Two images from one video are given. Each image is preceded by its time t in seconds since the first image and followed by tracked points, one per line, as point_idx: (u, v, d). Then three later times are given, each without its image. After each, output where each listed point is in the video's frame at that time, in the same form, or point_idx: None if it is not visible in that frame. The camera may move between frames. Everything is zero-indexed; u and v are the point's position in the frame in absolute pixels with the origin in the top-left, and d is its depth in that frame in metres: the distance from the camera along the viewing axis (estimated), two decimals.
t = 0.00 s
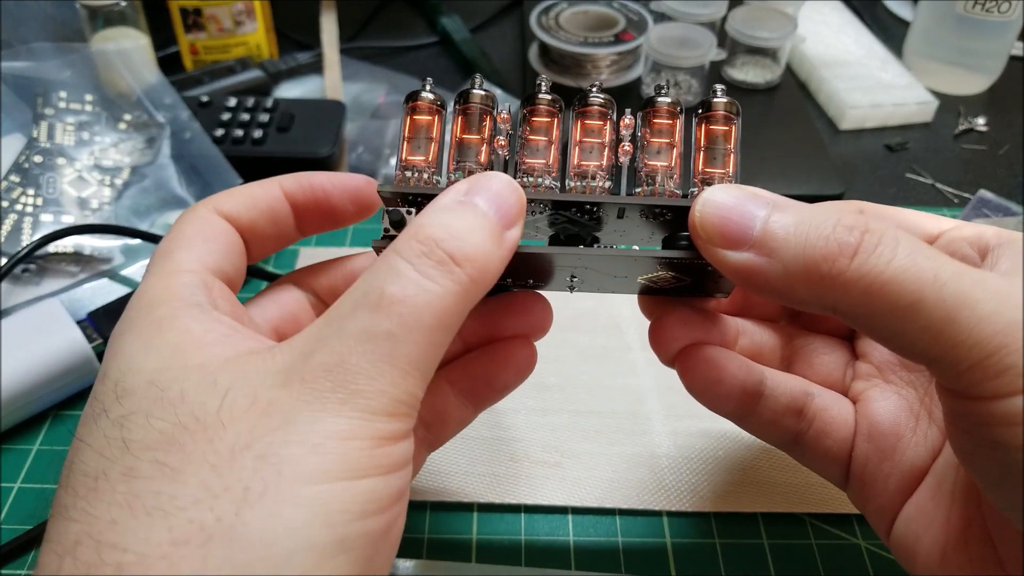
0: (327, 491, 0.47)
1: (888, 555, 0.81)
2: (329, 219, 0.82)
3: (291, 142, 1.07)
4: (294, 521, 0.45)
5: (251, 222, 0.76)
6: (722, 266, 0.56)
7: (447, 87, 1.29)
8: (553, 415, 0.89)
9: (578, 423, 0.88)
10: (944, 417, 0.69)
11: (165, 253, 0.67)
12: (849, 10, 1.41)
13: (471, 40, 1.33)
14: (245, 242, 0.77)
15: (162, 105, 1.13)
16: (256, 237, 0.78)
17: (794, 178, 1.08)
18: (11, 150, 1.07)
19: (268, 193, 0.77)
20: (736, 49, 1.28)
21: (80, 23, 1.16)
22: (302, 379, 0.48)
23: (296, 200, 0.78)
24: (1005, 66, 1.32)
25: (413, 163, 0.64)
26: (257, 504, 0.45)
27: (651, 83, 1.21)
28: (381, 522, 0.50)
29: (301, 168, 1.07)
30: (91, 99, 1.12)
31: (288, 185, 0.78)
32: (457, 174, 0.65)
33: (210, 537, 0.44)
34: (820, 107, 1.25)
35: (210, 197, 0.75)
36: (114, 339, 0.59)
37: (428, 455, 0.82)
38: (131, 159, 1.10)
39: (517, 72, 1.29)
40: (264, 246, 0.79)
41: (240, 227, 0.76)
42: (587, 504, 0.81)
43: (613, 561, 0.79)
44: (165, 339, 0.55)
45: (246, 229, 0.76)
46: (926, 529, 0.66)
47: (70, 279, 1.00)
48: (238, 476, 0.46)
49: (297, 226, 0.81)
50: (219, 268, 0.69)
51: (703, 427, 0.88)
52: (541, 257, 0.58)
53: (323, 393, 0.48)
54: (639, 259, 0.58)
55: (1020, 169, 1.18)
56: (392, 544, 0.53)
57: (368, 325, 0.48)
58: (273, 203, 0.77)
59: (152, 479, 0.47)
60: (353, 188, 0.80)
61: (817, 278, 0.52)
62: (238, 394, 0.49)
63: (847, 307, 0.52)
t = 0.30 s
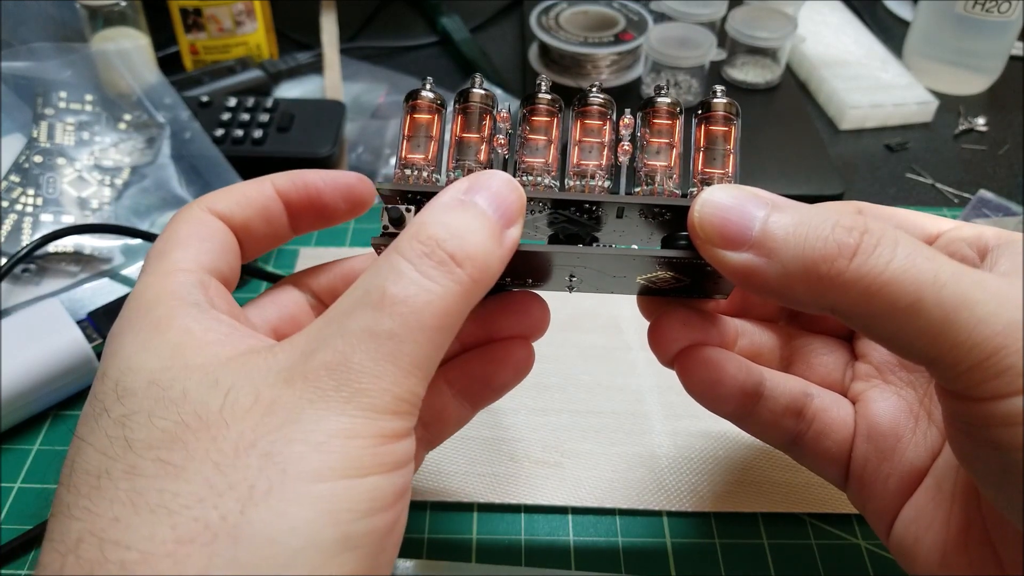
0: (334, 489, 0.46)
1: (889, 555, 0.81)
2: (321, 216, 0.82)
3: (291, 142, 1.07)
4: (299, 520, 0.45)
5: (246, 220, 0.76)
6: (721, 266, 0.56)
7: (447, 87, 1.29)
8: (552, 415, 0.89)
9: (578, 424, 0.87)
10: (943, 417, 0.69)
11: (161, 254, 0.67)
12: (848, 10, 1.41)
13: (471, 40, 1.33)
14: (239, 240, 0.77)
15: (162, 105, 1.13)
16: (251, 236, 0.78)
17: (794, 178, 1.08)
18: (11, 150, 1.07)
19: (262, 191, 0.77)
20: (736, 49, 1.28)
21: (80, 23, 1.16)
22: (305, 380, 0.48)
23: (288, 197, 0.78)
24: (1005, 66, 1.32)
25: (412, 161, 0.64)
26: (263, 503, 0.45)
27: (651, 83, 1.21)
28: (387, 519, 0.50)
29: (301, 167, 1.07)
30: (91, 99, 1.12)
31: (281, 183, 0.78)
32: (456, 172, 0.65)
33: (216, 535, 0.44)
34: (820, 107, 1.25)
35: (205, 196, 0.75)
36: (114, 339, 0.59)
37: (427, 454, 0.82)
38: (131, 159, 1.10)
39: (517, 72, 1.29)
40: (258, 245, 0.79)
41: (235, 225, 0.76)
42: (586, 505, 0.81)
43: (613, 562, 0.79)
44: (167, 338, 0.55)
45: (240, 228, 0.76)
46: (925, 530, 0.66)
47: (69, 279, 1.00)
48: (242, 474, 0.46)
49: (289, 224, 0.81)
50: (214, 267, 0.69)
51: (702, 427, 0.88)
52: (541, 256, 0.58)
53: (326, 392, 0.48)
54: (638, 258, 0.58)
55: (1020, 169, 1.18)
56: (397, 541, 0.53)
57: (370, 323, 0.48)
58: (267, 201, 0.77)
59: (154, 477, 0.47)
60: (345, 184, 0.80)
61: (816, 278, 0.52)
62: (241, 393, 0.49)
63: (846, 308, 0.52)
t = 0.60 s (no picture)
0: (319, 495, 0.47)
1: (889, 555, 0.81)
2: (322, 219, 0.82)
3: (293, 140, 1.07)
4: (284, 524, 0.45)
5: (248, 222, 0.76)
6: (723, 263, 0.56)
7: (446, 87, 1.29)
8: (553, 414, 0.89)
9: (578, 423, 0.87)
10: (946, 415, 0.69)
11: (163, 257, 0.67)
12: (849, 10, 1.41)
13: (471, 40, 1.33)
14: (240, 242, 0.77)
15: (162, 105, 1.13)
16: (252, 238, 0.77)
17: (794, 178, 1.08)
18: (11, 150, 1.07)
19: (263, 193, 0.77)
20: (736, 49, 1.28)
21: (80, 23, 1.16)
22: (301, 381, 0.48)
23: (290, 199, 0.78)
24: (1005, 66, 1.32)
25: (417, 154, 0.64)
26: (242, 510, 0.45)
27: (651, 83, 1.21)
28: (374, 522, 0.50)
29: (302, 168, 1.07)
30: (91, 99, 1.12)
31: (282, 183, 0.78)
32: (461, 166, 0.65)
33: (195, 546, 0.44)
34: (820, 107, 1.25)
35: (205, 199, 0.75)
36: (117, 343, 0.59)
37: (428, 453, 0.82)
38: (131, 159, 1.10)
39: (517, 71, 1.29)
40: (259, 247, 0.79)
41: (237, 228, 0.75)
42: (587, 504, 0.81)
43: (614, 561, 0.79)
44: (162, 342, 0.56)
45: (241, 230, 0.76)
46: (927, 529, 0.66)
47: (68, 280, 1.00)
48: (223, 482, 0.46)
49: (292, 224, 0.81)
50: (217, 270, 0.69)
51: (703, 427, 0.88)
52: (544, 251, 0.59)
53: (312, 394, 0.48)
54: (641, 253, 0.58)
55: (1020, 169, 1.18)
56: (386, 544, 0.53)
57: (344, 314, 0.48)
58: (268, 203, 0.77)
59: (139, 488, 0.47)
60: (346, 184, 0.80)
61: (817, 275, 0.52)
62: (237, 396, 0.49)
63: (847, 305, 0.52)
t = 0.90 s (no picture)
0: (338, 494, 0.47)
1: (889, 555, 0.81)
2: (319, 218, 0.82)
3: (293, 141, 1.07)
4: (302, 524, 0.45)
5: (245, 221, 0.76)
6: (722, 265, 0.56)
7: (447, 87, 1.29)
8: (553, 414, 0.88)
9: (578, 424, 0.87)
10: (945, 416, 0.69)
11: (162, 252, 0.67)
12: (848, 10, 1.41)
13: (471, 40, 1.33)
14: (237, 240, 0.76)
15: (162, 105, 1.13)
16: (248, 236, 0.77)
17: (794, 178, 1.08)
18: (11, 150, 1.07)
19: (260, 190, 0.77)
20: (736, 49, 1.28)
21: (80, 23, 1.16)
22: (309, 383, 0.48)
23: (287, 198, 0.78)
24: (1005, 66, 1.32)
25: (414, 161, 0.64)
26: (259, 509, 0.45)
27: (651, 83, 1.21)
28: (388, 523, 0.50)
29: (302, 168, 1.07)
30: (91, 99, 1.12)
31: (278, 181, 0.78)
32: (457, 172, 0.65)
33: (218, 539, 0.44)
34: (820, 107, 1.25)
35: (202, 196, 0.75)
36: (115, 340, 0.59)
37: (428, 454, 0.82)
38: (131, 159, 1.10)
39: (517, 72, 1.29)
40: (256, 246, 0.79)
41: (234, 227, 0.75)
42: (587, 504, 0.81)
43: (613, 562, 0.79)
44: (167, 340, 0.55)
45: (238, 228, 0.76)
46: (927, 529, 0.66)
47: (67, 280, 1.00)
48: (245, 477, 0.46)
49: (288, 224, 0.81)
50: (214, 268, 0.68)
51: (703, 427, 0.88)
52: (542, 256, 0.58)
53: (330, 397, 0.48)
54: (640, 257, 0.58)
55: (1020, 169, 1.18)
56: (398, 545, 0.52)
57: (373, 326, 0.48)
58: (265, 200, 0.77)
59: (156, 479, 0.47)
60: (342, 185, 0.80)
61: (816, 277, 0.52)
62: (241, 396, 0.49)
63: (846, 307, 0.52)
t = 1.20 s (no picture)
0: (336, 495, 0.47)
1: (889, 554, 0.81)
2: (318, 220, 0.82)
3: (293, 141, 1.07)
4: (302, 526, 0.45)
5: (244, 223, 0.76)
6: (722, 266, 0.56)
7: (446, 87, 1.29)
8: (553, 414, 0.89)
9: (578, 423, 0.87)
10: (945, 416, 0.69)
11: (161, 254, 0.67)
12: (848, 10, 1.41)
13: (471, 40, 1.33)
14: (236, 242, 0.76)
15: (162, 105, 1.13)
16: (247, 238, 0.77)
17: (794, 178, 1.08)
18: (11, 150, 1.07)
19: (259, 193, 0.77)
20: (736, 49, 1.28)
21: (80, 23, 1.16)
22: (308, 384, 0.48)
23: (286, 200, 0.78)
24: (1005, 66, 1.32)
25: (412, 163, 0.64)
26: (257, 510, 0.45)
27: (651, 83, 1.21)
28: (387, 524, 0.50)
29: (302, 168, 1.07)
30: (91, 99, 1.12)
31: (277, 183, 0.78)
32: (455, 175, 0.64)
33: (216, 540, 0.44)
34: (820, 107, 1.25)
35: (201, 198, 0.75)
36: (114, 341, 0.59)
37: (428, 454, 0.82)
38: (131, 159, 1.10)
39: (517, 72, 1.30)
40: (255, 247, 0.79)
41: (233, 229, 0.75)
42: (587, 504, 0.81)
43: (613, 562, 0.79)
44: (167, 341, 0.55)
45: (237, 230, 0.76)
46: (927, 530, 0.66)
47: (67, 280, 1.00)
48: (243, 479, 0.46)
49: (287, 226, 0.81)
50: (213, 269, 0.68)
51: (703, 427, 0.88)
52: (541, 258, 0.59)
53: (328, 398, 0.48)
54: (640, 258, 0.58)
55: (1020, 169, 1.18)
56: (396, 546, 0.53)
57: (370, 326, 0.48)
58: (264, 203, 0.77)
59: (154, 481, 0.47)
60: (341, 187, 0.80)
61: (816, 278, 0.52)
62: (241, 397, 0.49)
63: (845, 308, 0.52)
